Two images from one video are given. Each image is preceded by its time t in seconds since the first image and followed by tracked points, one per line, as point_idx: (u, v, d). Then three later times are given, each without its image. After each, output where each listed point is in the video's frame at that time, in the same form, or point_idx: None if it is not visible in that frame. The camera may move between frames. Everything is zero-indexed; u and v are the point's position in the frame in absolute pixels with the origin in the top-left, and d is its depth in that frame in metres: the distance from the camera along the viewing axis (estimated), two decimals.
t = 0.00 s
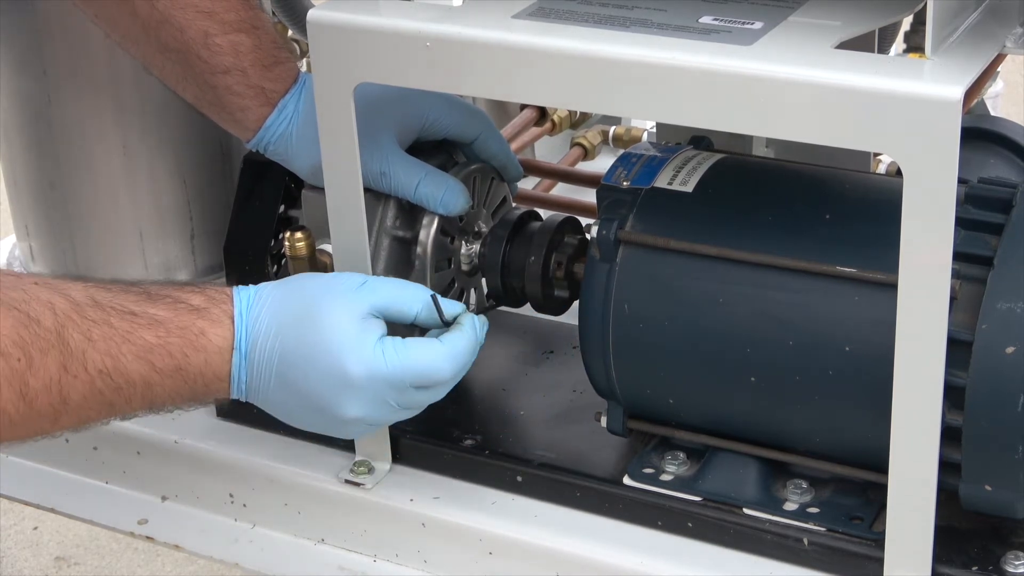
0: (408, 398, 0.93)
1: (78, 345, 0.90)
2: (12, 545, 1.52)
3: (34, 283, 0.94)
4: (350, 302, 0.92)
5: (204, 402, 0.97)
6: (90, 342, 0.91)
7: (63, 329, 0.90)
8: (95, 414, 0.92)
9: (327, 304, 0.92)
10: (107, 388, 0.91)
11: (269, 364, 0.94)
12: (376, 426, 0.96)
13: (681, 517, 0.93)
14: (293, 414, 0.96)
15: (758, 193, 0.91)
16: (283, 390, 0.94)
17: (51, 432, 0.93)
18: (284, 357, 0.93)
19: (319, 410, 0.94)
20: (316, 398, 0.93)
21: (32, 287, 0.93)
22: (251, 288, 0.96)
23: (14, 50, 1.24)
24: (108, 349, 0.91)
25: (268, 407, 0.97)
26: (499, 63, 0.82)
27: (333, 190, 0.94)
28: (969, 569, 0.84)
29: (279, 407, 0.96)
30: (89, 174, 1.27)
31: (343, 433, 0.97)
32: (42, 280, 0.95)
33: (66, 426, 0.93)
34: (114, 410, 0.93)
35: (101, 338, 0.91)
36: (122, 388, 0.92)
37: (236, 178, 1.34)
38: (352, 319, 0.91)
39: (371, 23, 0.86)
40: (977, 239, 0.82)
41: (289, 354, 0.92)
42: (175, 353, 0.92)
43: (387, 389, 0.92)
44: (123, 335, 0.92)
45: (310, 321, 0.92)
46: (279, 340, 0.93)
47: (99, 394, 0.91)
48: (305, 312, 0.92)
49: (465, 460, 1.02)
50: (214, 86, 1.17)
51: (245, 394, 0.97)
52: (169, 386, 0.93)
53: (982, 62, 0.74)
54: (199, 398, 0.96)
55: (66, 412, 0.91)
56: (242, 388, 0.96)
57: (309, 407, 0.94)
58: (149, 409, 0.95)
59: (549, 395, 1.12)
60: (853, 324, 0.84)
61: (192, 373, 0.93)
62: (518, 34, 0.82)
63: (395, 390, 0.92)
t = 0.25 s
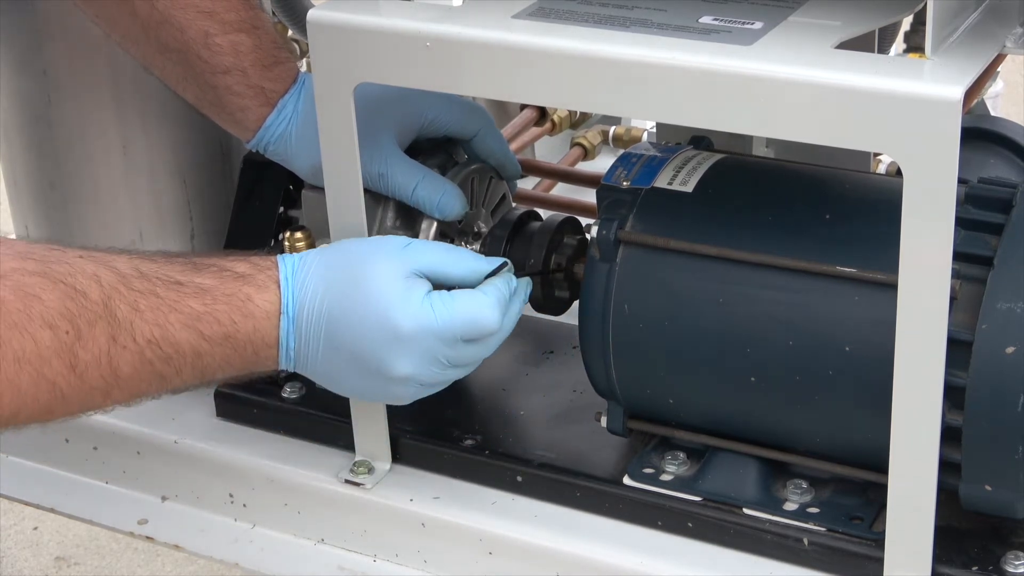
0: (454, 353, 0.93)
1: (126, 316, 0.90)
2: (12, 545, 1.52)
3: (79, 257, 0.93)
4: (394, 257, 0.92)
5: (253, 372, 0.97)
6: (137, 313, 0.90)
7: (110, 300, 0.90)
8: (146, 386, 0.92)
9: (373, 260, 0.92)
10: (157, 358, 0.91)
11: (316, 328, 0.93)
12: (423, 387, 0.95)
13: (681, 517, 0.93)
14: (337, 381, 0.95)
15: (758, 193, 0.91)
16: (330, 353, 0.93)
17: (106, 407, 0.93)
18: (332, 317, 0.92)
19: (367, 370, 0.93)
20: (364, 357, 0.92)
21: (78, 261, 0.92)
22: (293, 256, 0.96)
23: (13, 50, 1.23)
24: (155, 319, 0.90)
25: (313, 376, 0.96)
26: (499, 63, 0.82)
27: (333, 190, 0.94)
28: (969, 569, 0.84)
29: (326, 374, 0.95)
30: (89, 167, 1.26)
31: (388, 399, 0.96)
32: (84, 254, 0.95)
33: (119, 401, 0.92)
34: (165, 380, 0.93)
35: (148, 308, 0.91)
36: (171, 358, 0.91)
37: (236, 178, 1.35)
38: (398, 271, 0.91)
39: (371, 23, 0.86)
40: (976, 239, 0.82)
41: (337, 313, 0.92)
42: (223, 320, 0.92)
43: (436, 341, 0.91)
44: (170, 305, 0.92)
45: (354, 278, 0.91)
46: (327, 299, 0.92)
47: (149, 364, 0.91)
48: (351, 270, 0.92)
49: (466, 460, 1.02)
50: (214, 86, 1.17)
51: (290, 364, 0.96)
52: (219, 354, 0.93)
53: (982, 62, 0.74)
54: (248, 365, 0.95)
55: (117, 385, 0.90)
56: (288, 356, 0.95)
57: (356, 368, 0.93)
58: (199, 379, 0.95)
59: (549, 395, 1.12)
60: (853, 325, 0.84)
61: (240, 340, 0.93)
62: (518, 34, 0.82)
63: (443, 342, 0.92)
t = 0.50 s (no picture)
0: (458, 359, 0.94)
1: (128, 315, 0.90)
2: (12, 545, 1.52)
3: (82, 255, 0.93)
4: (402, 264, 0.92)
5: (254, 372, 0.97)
6: (139, 312, 0.90)
7: (112, 299, 0.89)
8: (147, 387, 0.92)
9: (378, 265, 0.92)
10: (158, 357, 0.91)
11: (321, 331, 0.93)
12: (424, 392, 0.96)
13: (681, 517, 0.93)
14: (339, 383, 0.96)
15: (758, 193, 0.91)
16: (334, 356, 0.93)
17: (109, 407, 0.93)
18: (337, 320, 0.92)
19: (370, 375, 0.93)
20: (370, 363, 0.92)
21: (81, 259, 0.92)
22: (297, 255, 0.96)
23: (13, 51, 1.23)
24: (158, 318, 0.90)
25: (314, 377, 0.96)
26: (500, 63, 0.82)
27: (333, 191, 0.94)
28: (969, 569, 0.84)
29: (327, 376, 0.96)
30: (89, 167, 1.26)
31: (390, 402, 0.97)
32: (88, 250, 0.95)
33: (120, 400, 0.92)
34: (166, 381, 0.92)
35: (150, 307, 0.91)
36: (172, 357, 0.91)
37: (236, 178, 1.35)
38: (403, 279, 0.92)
39: (370, 23, 0.86)
40: (977, 239, 0.82)
41: (342, 318, 0.92)
42: (225, 320, 0.92)
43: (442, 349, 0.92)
44: (172, 305, 0.91)
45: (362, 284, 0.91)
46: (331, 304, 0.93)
47: (150, 364, 0.90)
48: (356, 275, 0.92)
49: (466, 460, 1.02)
50: (214, 86, 1.17)
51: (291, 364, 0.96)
52: (220, 355, 0.93)
53: (983, 62, 0.74)
54: (250, 366, 0.95)
55: (119, 384, 0.90)
56: (290, 356, 0.95)
57: (359, 373, 0.94)
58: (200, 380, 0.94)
59: (549, 395, 1.12)
60: (853, 324, 0.84)
61: (242, 341, 0.93)
62: (518, 34, 0.82)
63: (449, 350, 0.92)
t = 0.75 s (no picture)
0: (460, 358, 0.94)
1: (128, 314, 0.89)
2: (12, 545, 1.52)
3: (81, 254, 0.92)
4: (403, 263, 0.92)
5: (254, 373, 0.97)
6: (139, 311, 0.90)
7: (112, 298, 0.89)
8: (146, 386, 0.92)
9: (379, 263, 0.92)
10: (158, 357, 0.90)
11: (322, 331, 0.93)
12: (426, 392, 0.96)
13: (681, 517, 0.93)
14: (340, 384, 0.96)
15: (759, 193, 0.91)
16: (336, 355, 0.93)
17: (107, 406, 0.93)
18: (339, 319, 0.92)
19: (373, 375, 0.93)
20: (372, 363, 0.92)
21: (80, 257, 0.92)
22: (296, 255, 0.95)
23: (13, 51, 1.22)
24: (158, 317, 0.90)
25: (315, 377, 0.96)
26: (500, 63, 0.82)
27: (333, 191, 0.94)
28: (969, 569, 0.84)
29: (328, 376, 0.96)
30: (89, 168, 1.26)
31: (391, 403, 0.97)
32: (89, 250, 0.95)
33: (120, 400, 0.92)
34: (166, 380, 0.92)
35: (150, 306, 0.90)
36: (172, 357, 0.91)
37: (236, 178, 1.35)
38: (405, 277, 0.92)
39: (370, 23, 0.86)
40: (977, 239, 0.82)
41: (344, 316, 0.92)
42: (225, 319, 0.92)
43: (444, 347, 0.92)
44: (172, 304, 0.91)
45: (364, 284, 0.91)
46: (333, 302, 0.93)
47: (150, 363, 0.90)
48: (358, 273, 0.92)
49: (466, 460, 1.02)
50: (214, 87, 1.17)
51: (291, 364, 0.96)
52: (220, 354, 0.93)
53: (983, 62, 0.74)
54: (250, 367, 0.95)
55: (119, 384, 0.90)
56: (290, 357, 0.95)
57: (361, 373, 0.94)
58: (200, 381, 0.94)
59: (549, 395, 1.12)
60: (854, 324, 0.84)
61: (242, 341, 0.93)
62: (518, 34, 0.82)
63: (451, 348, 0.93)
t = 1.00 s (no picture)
0: (485, 327, 0.94)
1: (132, 303, 0.89)
2: (12, 545, 1.52)
3: (85, 252, 0.93)
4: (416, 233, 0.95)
5: (274, 370, 0.95)
6: (143, 300, 0.90)
7: (117, 288, 0.89)
8: (160, 380, 0.90)
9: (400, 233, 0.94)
10: (168, 343, 0.89)
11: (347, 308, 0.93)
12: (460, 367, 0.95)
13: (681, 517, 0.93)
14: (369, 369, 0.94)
15: (759, 193, 0.91)
16: (366, 330, 0.93)
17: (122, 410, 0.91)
18: (365, 291, 0.92)
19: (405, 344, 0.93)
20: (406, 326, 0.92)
21: (84, 255, 0.92)
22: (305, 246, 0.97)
23: (13, 50, 1.23)
24: (164, 304, 0.90)
25: (337, 373, 0.95)
26: (500, 63, 0.82)
27: (333, 191, 0.94)
28: (969, 569, 0.84)
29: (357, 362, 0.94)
30: (89, 166, 1.26)
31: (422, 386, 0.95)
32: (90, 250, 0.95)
33: (134, 398, 0.90)
34: (181, 372, 0.90)
35: (155, 295, 0.90)
36: (183, 343, 0.90)
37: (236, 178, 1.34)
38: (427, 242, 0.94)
39: (370, 23, 0.86)
40: (977, 239, 0.82)
41: (370, 287, 0.92)
42: (234, 300, 0.92)
43: (477, 303, 0.93)
44: (177, 291, 0.91)
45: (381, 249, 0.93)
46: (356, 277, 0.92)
47: (160, 351, 0.89)
48: (380, 244, 0.93)
49: (466, 460, 1.02)
50: (213, 87, 1.17)
51: (309, 361, 0.94)
52: (233, 337, 0.91)
53: (983, 62, 0.74)
54: (268, 356, 0.93)
55: (131, 378, 0.88)
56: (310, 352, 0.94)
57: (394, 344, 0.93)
58: (217, 375, 0.92)
59: (549, 395, 1.12)
60: (854, 324, 0.84)
61: (255, 321, 0.92)
62: (518, 34, 0.82)
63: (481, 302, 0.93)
